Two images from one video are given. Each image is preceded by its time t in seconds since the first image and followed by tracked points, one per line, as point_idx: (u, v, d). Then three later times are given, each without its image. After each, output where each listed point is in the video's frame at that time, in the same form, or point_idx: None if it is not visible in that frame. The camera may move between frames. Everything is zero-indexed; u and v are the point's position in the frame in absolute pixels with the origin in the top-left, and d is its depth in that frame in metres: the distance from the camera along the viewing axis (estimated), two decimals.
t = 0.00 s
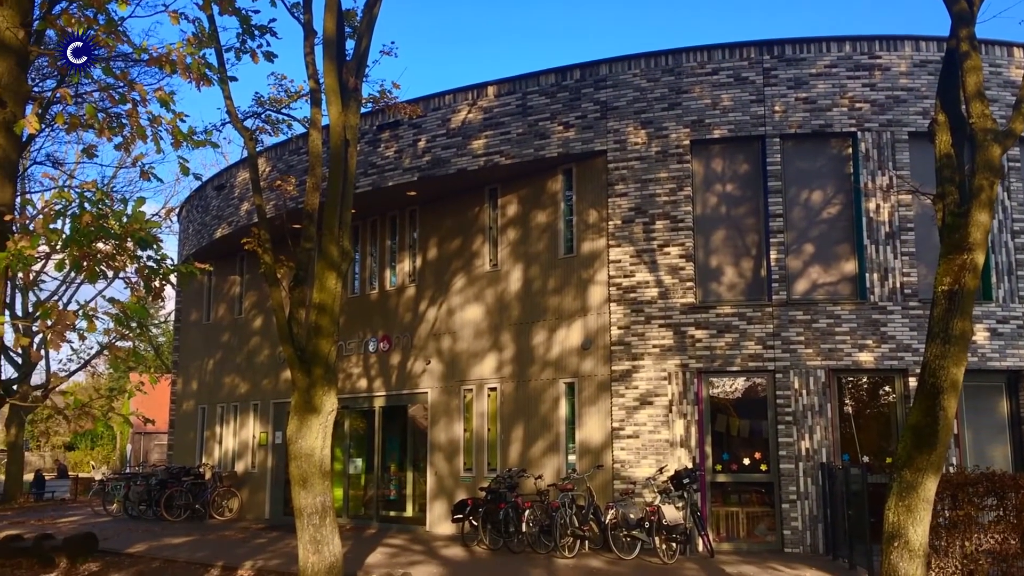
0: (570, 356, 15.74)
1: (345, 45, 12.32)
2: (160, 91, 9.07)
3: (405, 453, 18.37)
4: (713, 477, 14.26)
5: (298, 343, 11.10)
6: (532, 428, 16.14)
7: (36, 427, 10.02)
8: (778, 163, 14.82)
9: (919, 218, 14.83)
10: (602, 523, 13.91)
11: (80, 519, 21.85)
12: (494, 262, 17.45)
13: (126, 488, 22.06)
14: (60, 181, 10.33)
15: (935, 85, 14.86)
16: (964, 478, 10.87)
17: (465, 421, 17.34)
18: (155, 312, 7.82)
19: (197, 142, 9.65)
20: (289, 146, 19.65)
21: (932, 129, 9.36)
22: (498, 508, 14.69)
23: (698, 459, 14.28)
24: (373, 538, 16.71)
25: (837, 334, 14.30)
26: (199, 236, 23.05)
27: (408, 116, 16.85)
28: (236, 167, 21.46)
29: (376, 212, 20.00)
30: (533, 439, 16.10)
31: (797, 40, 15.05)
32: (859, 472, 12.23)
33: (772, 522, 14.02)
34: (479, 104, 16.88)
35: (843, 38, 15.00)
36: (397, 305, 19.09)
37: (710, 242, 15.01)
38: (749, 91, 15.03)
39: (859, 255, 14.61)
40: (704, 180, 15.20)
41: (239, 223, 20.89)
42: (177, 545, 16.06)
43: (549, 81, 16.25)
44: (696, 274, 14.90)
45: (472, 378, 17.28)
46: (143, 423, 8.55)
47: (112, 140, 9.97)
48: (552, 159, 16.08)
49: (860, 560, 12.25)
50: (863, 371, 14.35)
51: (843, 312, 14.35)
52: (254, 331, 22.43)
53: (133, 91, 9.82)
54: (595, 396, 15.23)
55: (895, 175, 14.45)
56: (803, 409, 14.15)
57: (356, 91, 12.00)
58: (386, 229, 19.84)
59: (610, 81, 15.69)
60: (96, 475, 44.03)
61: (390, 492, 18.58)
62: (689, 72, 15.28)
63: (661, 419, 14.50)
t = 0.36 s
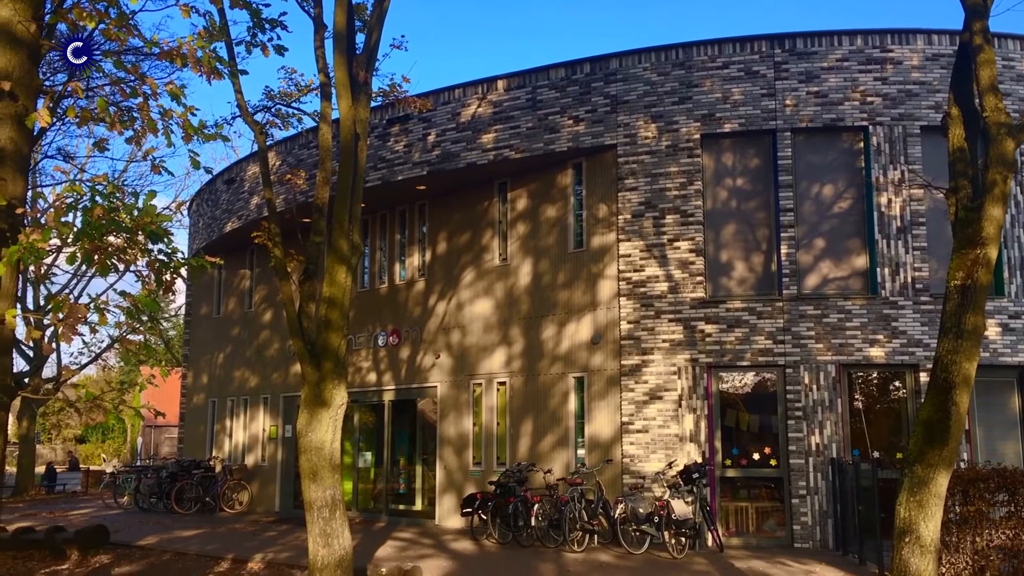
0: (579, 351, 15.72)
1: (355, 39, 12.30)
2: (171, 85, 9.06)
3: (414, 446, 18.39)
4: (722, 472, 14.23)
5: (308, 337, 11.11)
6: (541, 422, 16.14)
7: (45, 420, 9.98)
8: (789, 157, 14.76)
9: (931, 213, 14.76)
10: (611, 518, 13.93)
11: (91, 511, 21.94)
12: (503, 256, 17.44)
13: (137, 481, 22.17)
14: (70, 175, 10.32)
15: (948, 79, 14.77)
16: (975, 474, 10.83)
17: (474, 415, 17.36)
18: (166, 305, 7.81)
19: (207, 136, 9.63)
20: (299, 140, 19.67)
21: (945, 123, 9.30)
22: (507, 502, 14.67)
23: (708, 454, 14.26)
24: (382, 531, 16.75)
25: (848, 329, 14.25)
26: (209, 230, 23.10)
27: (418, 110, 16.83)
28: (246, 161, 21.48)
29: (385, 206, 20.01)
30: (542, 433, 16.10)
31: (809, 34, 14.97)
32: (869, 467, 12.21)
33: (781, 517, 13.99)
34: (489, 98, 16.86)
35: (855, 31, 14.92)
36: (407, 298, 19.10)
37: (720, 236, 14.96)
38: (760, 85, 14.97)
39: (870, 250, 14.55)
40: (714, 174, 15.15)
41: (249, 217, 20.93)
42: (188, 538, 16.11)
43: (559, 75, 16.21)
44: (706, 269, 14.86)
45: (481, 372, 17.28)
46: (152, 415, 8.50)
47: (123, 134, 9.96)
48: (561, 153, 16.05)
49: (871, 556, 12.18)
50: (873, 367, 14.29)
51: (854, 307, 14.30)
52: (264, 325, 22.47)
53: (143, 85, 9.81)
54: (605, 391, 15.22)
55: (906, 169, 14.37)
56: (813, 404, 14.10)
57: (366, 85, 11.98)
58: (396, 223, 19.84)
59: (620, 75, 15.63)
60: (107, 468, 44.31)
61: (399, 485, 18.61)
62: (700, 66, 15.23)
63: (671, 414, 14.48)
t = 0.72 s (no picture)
0: (587, 346, 15.71)
1: (364, 33, 12.29)
2: (180, 79, 9.06)
3: (422, 441, 18.41)
4: (730, 467, 14.22)
5: (316, 331, 11.12)
6: (549, 417, 16.14)
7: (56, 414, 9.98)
8: (799, 151, 14.71)
9: (941, 208, 14.70)
10: (619, 512, 13.92)
11: (100, 504, 22.05)
12: (511, 250, 17.43)
13: (146, 474, 22.26)
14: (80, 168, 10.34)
15: (959, 73, 14.69)
16: (985, 470, 10.79)
17: (482, 409, 17.37)
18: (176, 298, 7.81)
19: (216, 130, 9.63)
20: (307, 135, 19.68)
21: (956, 117, 9.24)
22: (515, 496, 14.66)
23: (716, 449, 14.25)
24: (390, 525, 16.78)
25: (857, 324, 14.20)
26: (218, 224, 23.13)
27: (426, 105, 16.82)
28: (254, 155, 21.50)
29: (393, 201, 20.00)
30: (550, 427, 16.10)
31: (819, 28, 14.90)
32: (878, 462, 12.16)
33: (789, 513, 13.97)
34: (497, 92, 16.83)
35: (865, 25, 14.85)
36: (415, 293, 19.10)
37: (729, 231, 14.92)
38: (769, 79, 14.91)
39: (879, 245, 14.49)
40: (723, 168, 15.10)
41: (258, 211, 20.95)
42: (196, 531, 16.17)
43: (568, 69, 16.18)
44: (714, 264, 14.82)
45: (489, 366, 17.28)
46: (161, 408, 8.54)
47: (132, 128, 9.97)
48: (570, 147, 16.03)
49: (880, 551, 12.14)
50: (882, 362, 14.24)
51: (863, 302, 14.25)
52: (272, 319, 22.50)
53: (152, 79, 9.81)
54: (613, 385, 15.21)
55: (916, 163, 14.31)
56: (822, 399, 14.07)
57: (375, 79, 11.97)
58: (404, 217, 19.84)
59: (629, 68, 15.59)
60: (117, 462, 44.53)
61: (407, 479, 18.63)
62: (709, 60, 15.18)
63: (679, 409, 14.46)
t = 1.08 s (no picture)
0: (593, 340, 15.70)
1: (370, 26, 12.27)
2: (187, 72, 9.03)
3: (428, 434, 18.42)
4: (736, 462, 14.21)
5: (322, 324, 11.13)
6: (555, 411, 16.13)
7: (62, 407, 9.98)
8: (806, 145, 14.67)
9: (949, 202, 14.65)
10: (625, 506, 13.92)
11: (107, 497, 22.13)
12: (517, 245, 17.42)
13: (152, 467, 22.33)
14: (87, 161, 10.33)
15: (968, 66, 14.62)
16: (992, 465, 10.76)
17: (488, 403, 17.39)
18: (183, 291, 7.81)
19: (223, 123, 9.61)
20: (314, 128, 19.68)
21: (965, 110, 9.19)
22: (521, 490, 14.67)
23: (722, 443, 14.24)
24: (396, 518, 16.81)
25: (864, 319, 14.17)
26: (224, 218, 23.16)
27: (433, 98, 16.79)
28: (261, 149, 21.51)
29: (399, 194, 20.00)
30: (556, 421, 16.10)
31: (827, 21, 14.84)
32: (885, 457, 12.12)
33: (794, 507, 13.97)
34: (504, 86, 16.80)
35: (874, 18, 14.78)
36: (421, 287, 19.11)
37: (736, 225, 14.89)
38: (776, 72, 14.86)
39: (887, 239, 14.45)
40: (730, 162, 15.07)
41: (264, 204, 20.97)
42: (203, 523, 16.20)
43: (574, 62, 16.14)
44: (721, 258, 14.79)
45: (495, 360, 17.29)
46: (169, 401, 8.53)
47: (140, 121, 9.95)
48: (576, 141, 16.00)
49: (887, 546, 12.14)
50: (889, 357, 14.21)
51: (870, 296, 14.21)
52: (278, 312, 22.53)
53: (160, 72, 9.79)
54: (619, 379, 15.20)
55: (925, 158, 14.26)
56: (829, 394, 14.04)
57: (381, 72, 11.96)
58: (410, 211, 19.84)
59: (636, 62, 15.55)
60: (123, 456, 44.64)
61: (413, 473, 18.66)
62: (716, 54, 15.13)
63: (685, 403, 14.44)
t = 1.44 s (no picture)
0: (596, 335, 15.70)
1: (374, 21, 12.24)
2: (191, 66, 9.01)
3: (431, 430, 18.45)
4: (740, 457, 14.21)
5: (326, 320, 11.13)
6: (558, 406, 16.13)
7: (66, 402, 9.98)
8: (811, 141, 14.63)
9: (953, 198, 14.61)
10: (628, 502, 13.92)
11: (111, 491, 22.18)
12: (521, 240, 17.41)
13: (156, 461, 22.37)
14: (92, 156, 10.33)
15: (973, 62, 14.57)
16: (996, 461, 10.74)
17: (491, 398, 17.39)
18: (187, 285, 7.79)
19: (227, 118, 9.59)
20: (318, 123, 19.68)
21: (971, 106, 9.16)
22: (524, 486, 14.67)
23: (725, 439, 14.23)
24: (400, 513, 16.83)
25: (868, 315, 14.14)
26: (228, 213, 23.17)
27: (437, 94, 16.78)
28: (264, 144, 21.51)
29: (402, 189, 19.99)
30: (559, 417, 16.09)
31: (831, 16, 14.80)
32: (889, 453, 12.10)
33: (797, 503, 13.97)
34: (507, 81, 16.78)
35: (879, 14, 14.74)
36: (424, 282, 19.11)
37: (740, 221, 14.87)
38: (781, 68, 14.82)
39: (891, 235, 14.42)
40: (734, 158, 15.04)
41: (268, 199, 20.98)
42: (206, 518, 16.23)
43: (578, 58, 16.12)
44: (725, 254, 14.77)
45: (499, 356, 17.29)
46: (172, 396, 8.50)
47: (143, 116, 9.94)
48: (580, 136, 15.98)
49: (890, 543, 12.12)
50: (893, 353, 14.18)
51: (874, 293, 14.18)
52: (282, 308, 22.54)
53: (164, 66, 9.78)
54: (622, 375, 15.19)
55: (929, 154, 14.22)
56: (832, 389, 14.02)
57: (385, 67, 11.95)
58: (414, 206, 19.84)
59: (640, 57, 15.51)
60: (128, 451, 44.74)
61: (416, 468, 18.68)
62: (720, 49, 15.09)
63: (689, 399, 14.44)
